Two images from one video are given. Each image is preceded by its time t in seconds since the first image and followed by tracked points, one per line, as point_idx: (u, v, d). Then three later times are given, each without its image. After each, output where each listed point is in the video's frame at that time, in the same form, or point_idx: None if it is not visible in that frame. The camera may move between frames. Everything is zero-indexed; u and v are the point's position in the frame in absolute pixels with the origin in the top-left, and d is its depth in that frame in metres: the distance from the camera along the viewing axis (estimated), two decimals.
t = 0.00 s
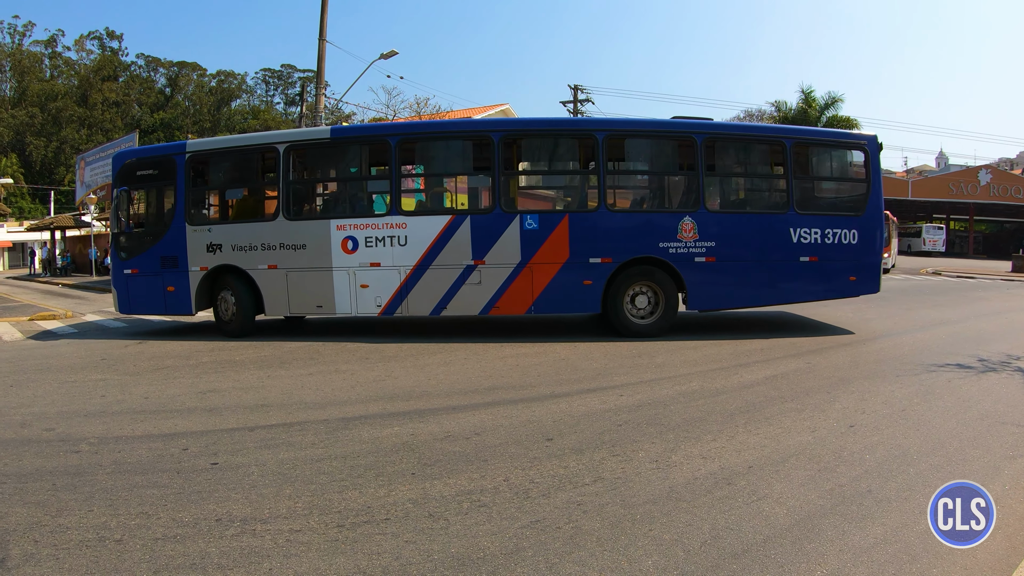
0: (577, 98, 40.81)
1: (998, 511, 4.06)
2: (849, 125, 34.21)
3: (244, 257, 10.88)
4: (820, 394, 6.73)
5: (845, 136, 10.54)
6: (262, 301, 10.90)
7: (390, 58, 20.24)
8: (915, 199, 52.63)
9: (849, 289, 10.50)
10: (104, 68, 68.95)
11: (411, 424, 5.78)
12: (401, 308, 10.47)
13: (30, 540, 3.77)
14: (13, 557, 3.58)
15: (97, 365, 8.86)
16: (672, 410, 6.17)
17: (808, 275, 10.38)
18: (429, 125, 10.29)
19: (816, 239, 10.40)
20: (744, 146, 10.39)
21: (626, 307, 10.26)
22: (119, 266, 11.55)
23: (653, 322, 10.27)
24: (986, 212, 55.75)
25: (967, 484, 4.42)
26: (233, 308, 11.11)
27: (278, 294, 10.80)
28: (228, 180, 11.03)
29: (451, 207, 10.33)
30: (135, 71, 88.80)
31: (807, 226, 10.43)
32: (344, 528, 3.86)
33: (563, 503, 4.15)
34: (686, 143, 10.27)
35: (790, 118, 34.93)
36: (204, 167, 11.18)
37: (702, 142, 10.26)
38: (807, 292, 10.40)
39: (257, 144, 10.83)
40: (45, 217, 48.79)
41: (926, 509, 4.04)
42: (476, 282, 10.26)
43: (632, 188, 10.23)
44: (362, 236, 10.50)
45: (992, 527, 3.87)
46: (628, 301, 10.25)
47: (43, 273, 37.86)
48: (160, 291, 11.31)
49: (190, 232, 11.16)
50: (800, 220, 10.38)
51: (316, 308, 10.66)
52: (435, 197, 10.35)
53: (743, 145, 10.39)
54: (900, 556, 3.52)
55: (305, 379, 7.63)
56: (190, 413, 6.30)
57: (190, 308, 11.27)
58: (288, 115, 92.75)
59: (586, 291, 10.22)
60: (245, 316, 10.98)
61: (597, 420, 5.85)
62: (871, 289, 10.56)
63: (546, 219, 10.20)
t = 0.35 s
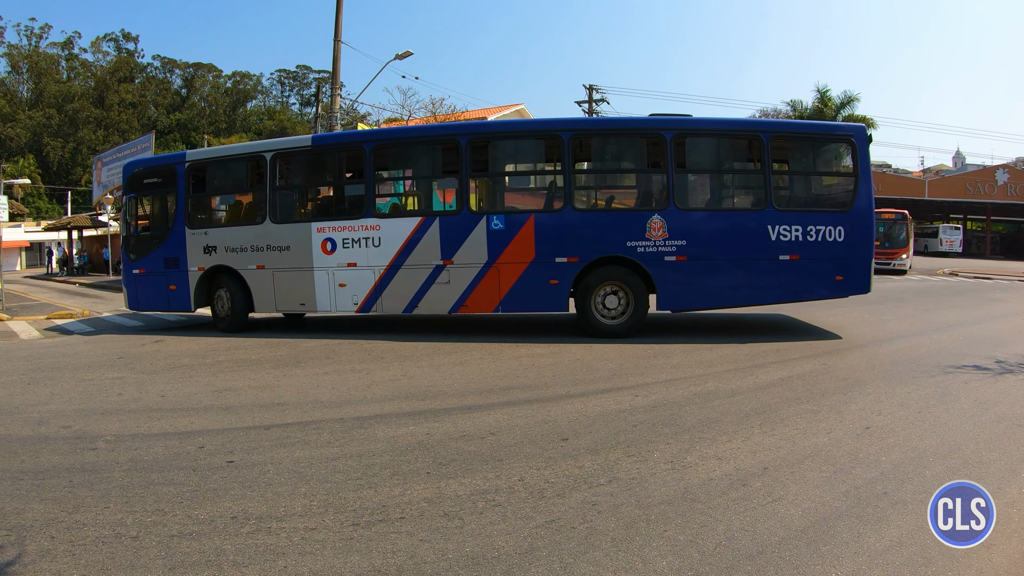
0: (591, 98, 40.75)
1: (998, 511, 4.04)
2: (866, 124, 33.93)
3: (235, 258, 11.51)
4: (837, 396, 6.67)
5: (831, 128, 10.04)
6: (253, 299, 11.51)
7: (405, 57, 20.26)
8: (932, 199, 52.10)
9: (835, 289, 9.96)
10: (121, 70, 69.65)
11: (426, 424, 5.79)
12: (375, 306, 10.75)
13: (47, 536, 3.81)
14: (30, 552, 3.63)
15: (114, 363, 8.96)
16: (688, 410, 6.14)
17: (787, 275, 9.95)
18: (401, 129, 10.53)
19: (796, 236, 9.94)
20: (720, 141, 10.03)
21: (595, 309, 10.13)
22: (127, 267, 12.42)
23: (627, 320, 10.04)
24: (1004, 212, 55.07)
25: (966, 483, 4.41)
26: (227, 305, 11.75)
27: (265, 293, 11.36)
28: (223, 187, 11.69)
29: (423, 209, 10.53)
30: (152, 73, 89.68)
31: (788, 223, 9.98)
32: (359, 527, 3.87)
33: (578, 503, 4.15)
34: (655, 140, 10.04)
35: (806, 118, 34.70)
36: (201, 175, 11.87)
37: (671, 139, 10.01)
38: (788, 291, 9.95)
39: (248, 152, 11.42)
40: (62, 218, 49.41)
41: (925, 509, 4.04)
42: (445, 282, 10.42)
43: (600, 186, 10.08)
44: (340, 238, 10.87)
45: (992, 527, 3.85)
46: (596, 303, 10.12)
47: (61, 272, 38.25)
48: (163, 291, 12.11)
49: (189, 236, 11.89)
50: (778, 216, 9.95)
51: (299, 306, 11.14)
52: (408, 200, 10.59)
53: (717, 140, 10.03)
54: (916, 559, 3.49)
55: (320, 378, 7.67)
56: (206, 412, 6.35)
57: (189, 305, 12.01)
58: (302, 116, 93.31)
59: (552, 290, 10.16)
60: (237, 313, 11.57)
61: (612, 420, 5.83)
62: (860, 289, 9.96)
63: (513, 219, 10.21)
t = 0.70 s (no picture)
0: (603, 98, 40.61)
1: (998, 511, 4.03)
2: (880, 124, 33.66)
3: (230, 258, 12.14)
4: (851, 398, 6.62)
5: (808, 121, 9.59)
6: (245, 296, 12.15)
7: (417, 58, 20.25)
8: (947, 199, 51.62)
9: (812, 289, 9.54)
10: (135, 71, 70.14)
11: (439, 424, 5.79)
12: (353, 304, 11.10)
13: (60, 534, 3.85)
14: (43, 549, 3.66)
15: (127, 362, 9.03)
16: (700, 411, 6.11)
17: (760, 274, 9.59)
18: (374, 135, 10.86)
19: (769, 234, 9.56)
20: (688, 138, 9.78)
21: (563, 313, 10.10)
22: (133, 267, 13.17)
23: (599, 314, 9.96)
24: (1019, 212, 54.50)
25: (966, 484, 4.41)
26: (223, 303, 12.39)
27: (255, 291, 11.93)
28: (219, 192, 12.29)
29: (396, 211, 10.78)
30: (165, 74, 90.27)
31: (760, 219, 9.61)
32: (370, 526, 3.88)
33: (590, 504, 4.14)
34: (620, 138, 9.87)
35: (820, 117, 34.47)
36: (200, 181, 12.54)
37: (636, 137, 9.82)
38: (761, 290, 9.60)
39: (240, 158, 12.00)
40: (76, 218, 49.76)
41: (925, 509, 4.04)
42: (416, 281, 10.63)
43: (566, 186, 10.01)
44: (321, 239, 11.27)
45: (992, 527, 3.85)
46: (563, 308, 10.10)
47: (75, 272, 38.52)
48: (165, 289, 12.84)
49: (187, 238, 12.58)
50: (749, 212, 9.59)
51: (285, 303, 11.67)
52: (384, 202, 10.85)
53: (687, 137, 9.78)
54: (930, 562, 3.46)
55: (333, 378, 7.69)
56: (219, 411, 6.39)
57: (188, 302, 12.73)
58: (314, 116, 93.70)
59: (518, 288, 10.20)
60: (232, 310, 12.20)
61: (624, 421, 5.81)
62: (840, 289, 9.51)
63: (480, 220, 10.32)
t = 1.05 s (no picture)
0: (614, 98, 40.49)
1: (998, 511, 4.02)
2: (892, 123, 33.42)
3: (224, 260, 12.74)
4: (863, 399, 6.57)
5: (779, 116, 9.34)
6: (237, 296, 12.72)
7: (428, 58, 20.24)
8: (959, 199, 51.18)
9: (782, 290, 9.30)
10: (147, 72, 70.56)
11: (449, 424, 5.80)
12: (333, 304, 11.50)
13: (71, 531, 3.88)
14: (54, 547, 3.69)
15: (138, 362, 9.10)
16: (711, 412, 6.09)
17: (727, 274, 9.43)
18: (351, 141, 11.26)
19: (736, 232, 9.37)
20: (654, 137, 9.69)
21: (532, 315, 10.25)
22: (138, 267, 13.94)
23: (568, 300, 10.02)
24: None
25: (966, 484, 4.40)
26: (218, 301, 12.98)
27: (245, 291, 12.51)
28: (213, 197, 12.91)
29: (371, 213, 11.12)
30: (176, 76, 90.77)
31: (726, 218, 9.43)
32: (380, 525, 3.90)
33: (601, 504, 4.14)
34: (584, 139, 9.86)
35: (832, 116, 34.24)
36: (198, 187, 13.16)
37: (599, 137, 9.79)
38: (729, 290, 9.42)
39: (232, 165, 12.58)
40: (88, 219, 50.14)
41: (925, 509, 4.03)
42: (389, 281, 10.97)
43: (534, 187, 10.07)
44: (303, 241, 11.73)
45: (991, 527, 3.84)
46: (531, 311, 10.24)
47: (87, 272, 38.76)
48: (165, 288, 13.55)
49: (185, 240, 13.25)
50: (715, 211, 9.43)
51: (271, 302, 12.18)
52: (362, 205, 11.19)
53: (653, 136, 9.70)
54: (941, 564, 3.43)
55: (344, 377, 7.72)
56: (231, 410, 6.43)
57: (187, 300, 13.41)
58: (324, 117, 94.02)
59: (484, 288, 10.37)
60: (227, 308, 12.78)
61: (635, 421, 5.80)
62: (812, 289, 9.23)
63: (449, 221, 10.53)
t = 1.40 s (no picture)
0: (623, 98, 40.36)
1: (997, 511, 4.03)
2: (902, 122, 33.22)
3: (216, 262, 13.24)
4: (873, 400, 6.53)
5: (741, 112, 9.17)
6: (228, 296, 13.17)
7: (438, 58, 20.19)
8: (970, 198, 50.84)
9: (746, 288, 9.19)
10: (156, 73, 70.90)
11: (458, 424, 5.81)
12: (313, 304, 11.85)
13: (81, 530, 3.91)
14: (63, 545, 3.72)
15: (148, 361, 9.16)
16: (720, 413, 6.07)
17: (688, 273, 9.36)
18: (328, 148, 11.60)
19: (696, 231, 9.31)
20: (616, 137, 9.65)
21: (503, 315, 10.47)
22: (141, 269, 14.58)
23: (523, 285, 10.23)
24: None
25: (966, 484, 4.40)
26: (212, 301, 13.43)
27: (234, 292, 12.96)
28: (206, 203, 13.43)
29: (346, 217, 11.43)
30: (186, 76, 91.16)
31: (687, 217, 9.36)
32: (388, 525, 3.91)
33: (608, 504, 4.14)
34: (545, 141, 9.90)
35: (841, 115, 34.03)
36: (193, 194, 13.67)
37: (560, 138, 9.81)
38: (693, 289, 9.35)
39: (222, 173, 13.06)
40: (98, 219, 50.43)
41: (925, 509, 4.03)
42: (363, 282, 11.26)
43: (501, 189, 10.20)
44: (286, 244, 12.11)
45: (991, 527, 3.84)
46: (498, 312, 10.51)
47: (97, 272, 38.95)
48: (165, 289, 14.15)
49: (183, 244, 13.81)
50: (676, 210, 9.37)
51: (258, 303, 12.59)
52: (340, 209, 11.51)
53: (615, 136, 9.67)
54: (950, 567, 3.41)
55: (353, 377, 7.74)
56: (240, 409, 6.46)
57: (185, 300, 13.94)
58: (332, 117, 94.22)
59: (451, 288, 10.58)
60: (219, 308, 13.19)
61: (643, 422, 5.79)
62: (775, 288, 9.11)
63: (419, 224, 10.76)
